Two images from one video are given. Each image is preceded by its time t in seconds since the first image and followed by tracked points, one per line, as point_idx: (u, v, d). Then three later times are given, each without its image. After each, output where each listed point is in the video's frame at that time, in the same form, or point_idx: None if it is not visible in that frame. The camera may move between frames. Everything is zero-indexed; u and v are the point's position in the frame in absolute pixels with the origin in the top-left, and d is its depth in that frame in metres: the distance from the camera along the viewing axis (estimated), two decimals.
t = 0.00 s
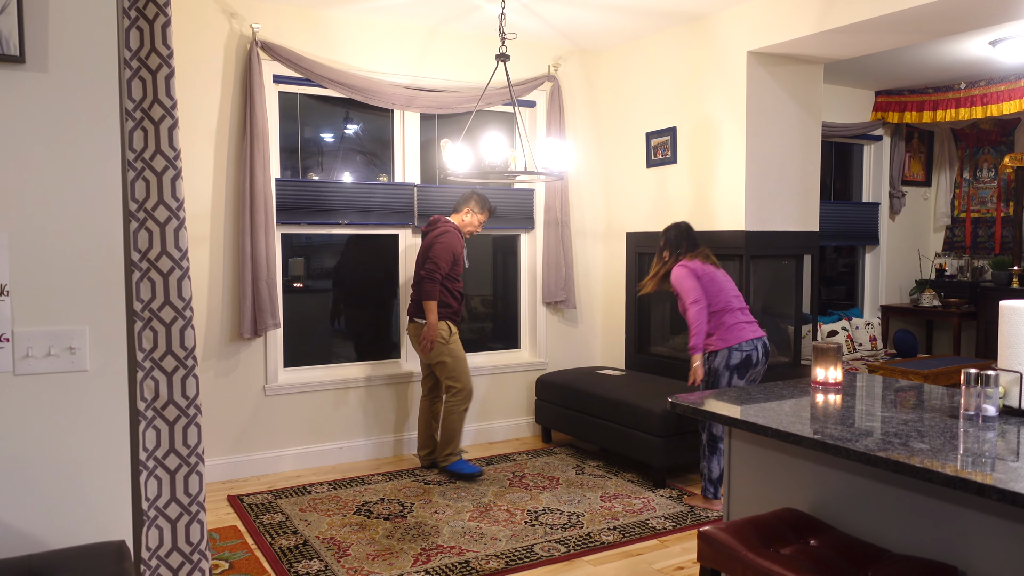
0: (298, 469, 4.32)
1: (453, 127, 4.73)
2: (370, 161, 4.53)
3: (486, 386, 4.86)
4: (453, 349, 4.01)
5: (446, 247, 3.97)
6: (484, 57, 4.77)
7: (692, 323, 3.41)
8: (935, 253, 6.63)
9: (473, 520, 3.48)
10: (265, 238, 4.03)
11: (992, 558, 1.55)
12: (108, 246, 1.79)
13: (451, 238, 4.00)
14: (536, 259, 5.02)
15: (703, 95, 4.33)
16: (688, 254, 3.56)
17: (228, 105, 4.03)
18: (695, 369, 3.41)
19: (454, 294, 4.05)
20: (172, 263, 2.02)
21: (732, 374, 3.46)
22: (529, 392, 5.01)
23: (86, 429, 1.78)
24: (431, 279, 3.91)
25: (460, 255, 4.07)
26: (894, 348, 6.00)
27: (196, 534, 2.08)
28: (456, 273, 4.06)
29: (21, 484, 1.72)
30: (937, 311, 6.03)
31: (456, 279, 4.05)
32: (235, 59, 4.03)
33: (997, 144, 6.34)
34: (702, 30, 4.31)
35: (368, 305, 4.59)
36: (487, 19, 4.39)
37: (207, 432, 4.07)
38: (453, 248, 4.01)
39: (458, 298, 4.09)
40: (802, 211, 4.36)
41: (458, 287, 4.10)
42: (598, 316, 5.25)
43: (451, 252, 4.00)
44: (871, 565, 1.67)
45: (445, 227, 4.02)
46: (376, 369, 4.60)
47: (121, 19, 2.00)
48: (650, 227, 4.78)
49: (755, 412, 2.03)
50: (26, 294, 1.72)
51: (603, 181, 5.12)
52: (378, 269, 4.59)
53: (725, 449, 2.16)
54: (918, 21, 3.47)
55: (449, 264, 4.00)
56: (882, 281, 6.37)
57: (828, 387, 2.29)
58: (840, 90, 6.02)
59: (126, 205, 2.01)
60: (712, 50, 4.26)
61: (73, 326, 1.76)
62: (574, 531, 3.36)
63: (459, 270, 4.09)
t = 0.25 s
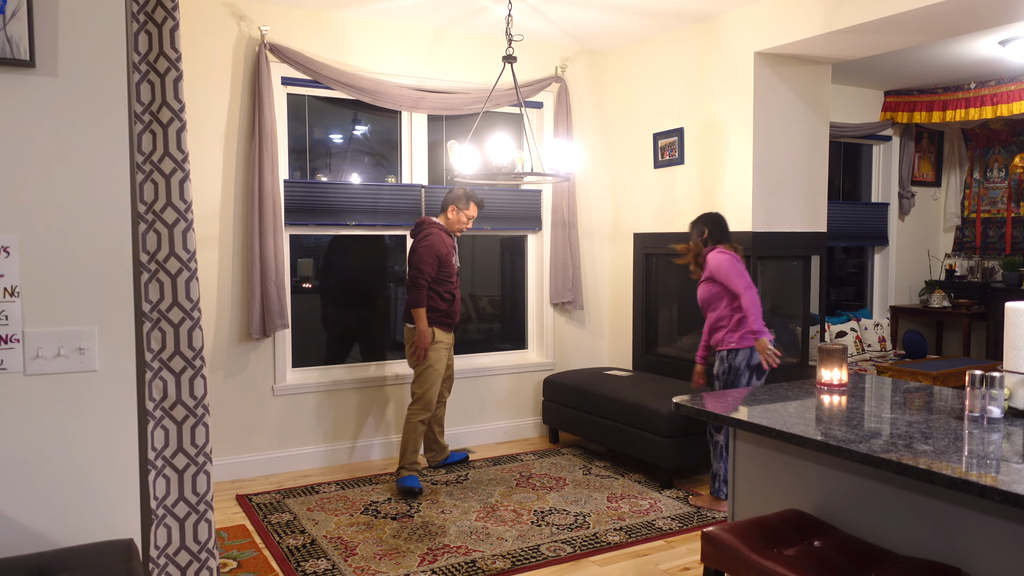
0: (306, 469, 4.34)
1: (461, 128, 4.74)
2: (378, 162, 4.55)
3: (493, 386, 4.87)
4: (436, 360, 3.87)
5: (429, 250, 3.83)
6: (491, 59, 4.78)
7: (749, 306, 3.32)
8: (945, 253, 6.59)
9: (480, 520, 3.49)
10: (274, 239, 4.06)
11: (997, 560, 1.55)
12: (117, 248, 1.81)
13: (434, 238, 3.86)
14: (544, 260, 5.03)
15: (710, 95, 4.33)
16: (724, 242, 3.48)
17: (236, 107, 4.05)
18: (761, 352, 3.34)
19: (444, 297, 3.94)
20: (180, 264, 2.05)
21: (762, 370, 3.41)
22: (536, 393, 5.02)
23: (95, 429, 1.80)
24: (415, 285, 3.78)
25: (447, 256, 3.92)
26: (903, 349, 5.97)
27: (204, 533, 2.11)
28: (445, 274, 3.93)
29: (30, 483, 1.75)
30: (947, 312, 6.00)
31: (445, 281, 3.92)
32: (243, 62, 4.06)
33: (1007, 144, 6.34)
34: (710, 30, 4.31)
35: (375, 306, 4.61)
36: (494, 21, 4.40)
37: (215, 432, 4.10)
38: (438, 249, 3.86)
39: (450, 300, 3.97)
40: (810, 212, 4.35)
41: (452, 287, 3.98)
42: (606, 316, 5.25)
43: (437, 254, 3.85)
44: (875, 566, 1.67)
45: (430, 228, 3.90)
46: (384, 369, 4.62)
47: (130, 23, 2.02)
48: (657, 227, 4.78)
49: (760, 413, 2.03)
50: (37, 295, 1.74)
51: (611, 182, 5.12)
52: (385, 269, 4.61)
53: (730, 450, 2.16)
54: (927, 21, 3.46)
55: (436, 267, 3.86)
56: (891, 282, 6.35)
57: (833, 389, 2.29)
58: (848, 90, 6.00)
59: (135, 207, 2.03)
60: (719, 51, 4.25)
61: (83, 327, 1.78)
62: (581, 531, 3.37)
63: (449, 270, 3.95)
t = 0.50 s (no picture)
0: (315, 468, 4.37)
1: (469, 129, 4.76)
2: (386, 163, 4.57)
3: (501, 386, 4.88)
4: (412, 368, 3.80)
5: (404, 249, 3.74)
6: (498, 61, 4.79)
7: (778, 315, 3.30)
8: (956, 253, 6.55)
9: (487, 520, 3.51)
10: (283, 240, 4.08)
11: (1000, 561, 1.55)
12: (126, 249, 1.83)
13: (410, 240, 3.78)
14: (551, 260, 5.03)
15: (718, 96, 4.32)
16: (749, 241, 3.42)
17: (246, 108, 4.08)
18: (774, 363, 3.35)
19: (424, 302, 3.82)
20: (189, 265, 2.07)
21: (773, 374, 3.42)
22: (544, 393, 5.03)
23: (104, 428, 1.83)
24: (386, 284, 3.72)
25: (427, 256, 3.80)
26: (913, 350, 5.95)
27: (212, 530, 2.14)
28: (425, 276, 3.81)
29: (41, 481, 1.77)
30: (958, 313, 5.97)
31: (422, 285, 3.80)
32: (253, 63, 4.09)
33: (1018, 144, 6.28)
34: (717, 30, 4.30)
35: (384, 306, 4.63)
36: (502, 22, 4.42)
37: (225, 431, 4.13)
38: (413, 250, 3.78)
39: (431, 305, 3.84)
40: (818, 212, 4.34)
41: (434, 291, 3.84)
42: (613, 316, 5.25)
43: (412, 253, 3.75)
44: (878, 566, 1.67)
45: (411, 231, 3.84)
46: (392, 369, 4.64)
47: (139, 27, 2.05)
48: (665, 227, 4.78)
49: (765, 414, 2.04)
50: (48, 295, 1.77)
51: (619, 183, 5.13)
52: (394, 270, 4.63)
53: (735, 450, 2.16)
54: (936, 21, 3.44)
55: (412, 266, 3.77)
56: (901, 282, 6.32)
57: (839, 389, 2.28)
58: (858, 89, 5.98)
59: (144, 208, 2.07)
60: (727, 51, 4.24)
61: (93, 327, 1.81)
62: (587, 531, 3.37)
63: (431, 272, 3.82)
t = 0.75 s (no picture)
0: (324, 466, 4.39)
1: (478, 129, 4.78)
2: (395, 163, 4.60)
3: (510, 385, 4.90)
4: (400, 372, 3.64)
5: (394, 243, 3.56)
6: (507, 61, 4.80)
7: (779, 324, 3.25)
8: (969, 254, 6.51)
9: (494, 518, 3.52)
10: (293, 239, 4.11)
11: (999, 561, 1.55)
12: (136, 248, 1.86)
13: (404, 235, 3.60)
14: (560, 259, 5.04)
15: (726, 95, 4.32)
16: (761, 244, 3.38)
17: (256, 108, 4.12)
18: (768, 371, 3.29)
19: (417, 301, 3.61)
20: (198, 263, 2.15)
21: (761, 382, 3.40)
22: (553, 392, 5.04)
23: (114, 424, 1.86)
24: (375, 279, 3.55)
25: (419, 252, 3.60)
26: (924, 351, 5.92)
27: (220, 525, 2.21)
28: (415, 272, 3.60)
29: (52, 476, 1.80)
30: (970, 313, 5.93)
31: (416, 282, 3.61)
32: (263, 64, 4.13)
33: None
34: (726, 30, 4.30)
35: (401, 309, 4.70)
36: (511, 22, 4.43)
37: (234, 428, 4.17)
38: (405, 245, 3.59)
39: (418, 304, 3.62)
40: (827, 212, 4.32)
41: (426, 289, 3.63)
42: (622, 316, 5.25)
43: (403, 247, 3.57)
44: (881, 566, 1.67)
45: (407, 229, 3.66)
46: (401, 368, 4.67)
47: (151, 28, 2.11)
48: (674, 227, 4.77)
49: (770, 413, 2.04)
50: (59, 293, 1.80)
51: (628, 182, 5.13)
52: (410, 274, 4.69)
53: (740, 450, 2.16)
54: (946, 20, 3.43)
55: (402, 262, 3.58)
56: (913, 283, 6.29)
57: (844, 389, 2.28)
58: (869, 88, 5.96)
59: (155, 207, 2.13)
60: (736, 50, 4.24)
61: (103, 324, 1.84)
62: (594, 530, 3.38)
63: (423, 269, 3.61)
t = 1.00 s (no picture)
0: (346, 464, 4.44)
1: (498, 131, 4.81)
2: (416, 165, 4.64)
3: (530, 385, 4.92)
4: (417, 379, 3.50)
5: (408, 247, 3.43)
6: (526, 63, 4.82)
7: (781, 329, 3.20)
8: (996, 253, 6.42)
9: (514, 516, 3.55)
10: (316, 240, 4.17)
11: (1013, 559, 1.55)
12: (161, 248, 1.91)
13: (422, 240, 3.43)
14: (580, 260, 5.05)
15: (745, 94, 4.31)
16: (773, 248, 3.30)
17: (279, 111, 4.18)
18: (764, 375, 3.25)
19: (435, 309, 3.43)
20: (221, 262, 2.20)
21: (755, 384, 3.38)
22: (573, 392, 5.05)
23: (141, 419, 1.91)
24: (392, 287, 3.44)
25: (434, 256, 3.43)
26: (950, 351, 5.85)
27: (243, 520, 2.26)
28: (430, 277, 3.42)
29: (81, 469, 1.86)
30: (997, 314, 5.85)
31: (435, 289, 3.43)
32: (286, 67, 4.19)
33: None
34: (746, 29, 4.29)
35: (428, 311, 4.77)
36: (530, 23, 4.46)
37: (258, 426, 4.23)
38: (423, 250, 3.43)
39: (433, 312, 3.43)
40: (849, 211, 4.29)
41: (442, 296, 3.44)
42: (643, 317, 5.25)
43: (416, 251, 3.42)
44: (897, 564, 1.67)
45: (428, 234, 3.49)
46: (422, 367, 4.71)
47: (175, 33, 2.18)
48: (694, 227, 4.76)
49: (785, 411, 2.04)
50: (87, 292, 1.85)
51: (648, 183, 5.13)
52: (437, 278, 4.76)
53: (755, 448, 2.17)
54: (969, 15, 3.40)
55: (417, 267, 3.42)
56: (938, 283, 6.24)
57: (861, 388, 2.27)
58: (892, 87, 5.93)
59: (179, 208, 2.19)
60: (754, 49, 4.24)
61: (129, 322, 1.89)
62: (613, 528, 3.39)
63: (438, 274, 3.42)
